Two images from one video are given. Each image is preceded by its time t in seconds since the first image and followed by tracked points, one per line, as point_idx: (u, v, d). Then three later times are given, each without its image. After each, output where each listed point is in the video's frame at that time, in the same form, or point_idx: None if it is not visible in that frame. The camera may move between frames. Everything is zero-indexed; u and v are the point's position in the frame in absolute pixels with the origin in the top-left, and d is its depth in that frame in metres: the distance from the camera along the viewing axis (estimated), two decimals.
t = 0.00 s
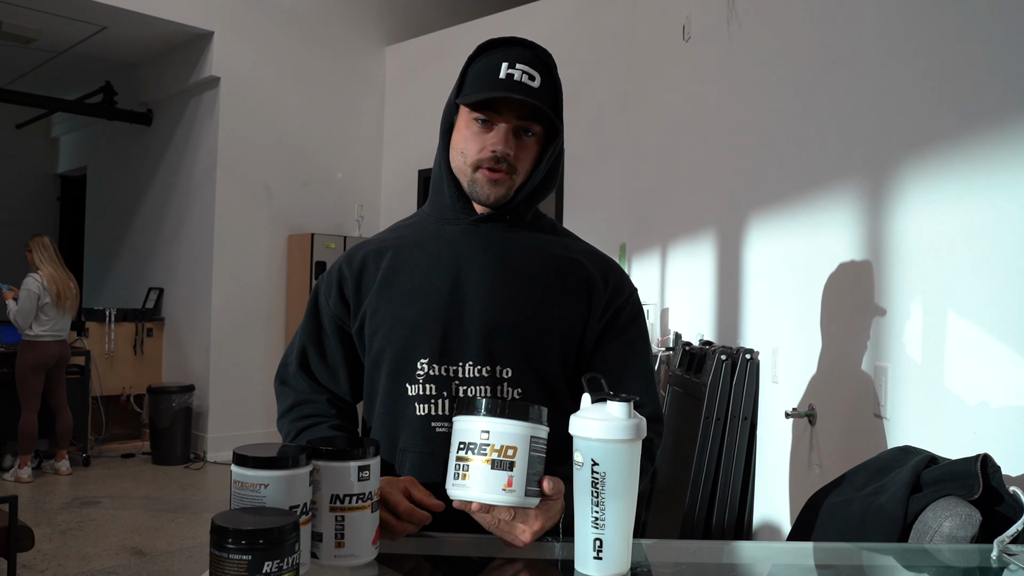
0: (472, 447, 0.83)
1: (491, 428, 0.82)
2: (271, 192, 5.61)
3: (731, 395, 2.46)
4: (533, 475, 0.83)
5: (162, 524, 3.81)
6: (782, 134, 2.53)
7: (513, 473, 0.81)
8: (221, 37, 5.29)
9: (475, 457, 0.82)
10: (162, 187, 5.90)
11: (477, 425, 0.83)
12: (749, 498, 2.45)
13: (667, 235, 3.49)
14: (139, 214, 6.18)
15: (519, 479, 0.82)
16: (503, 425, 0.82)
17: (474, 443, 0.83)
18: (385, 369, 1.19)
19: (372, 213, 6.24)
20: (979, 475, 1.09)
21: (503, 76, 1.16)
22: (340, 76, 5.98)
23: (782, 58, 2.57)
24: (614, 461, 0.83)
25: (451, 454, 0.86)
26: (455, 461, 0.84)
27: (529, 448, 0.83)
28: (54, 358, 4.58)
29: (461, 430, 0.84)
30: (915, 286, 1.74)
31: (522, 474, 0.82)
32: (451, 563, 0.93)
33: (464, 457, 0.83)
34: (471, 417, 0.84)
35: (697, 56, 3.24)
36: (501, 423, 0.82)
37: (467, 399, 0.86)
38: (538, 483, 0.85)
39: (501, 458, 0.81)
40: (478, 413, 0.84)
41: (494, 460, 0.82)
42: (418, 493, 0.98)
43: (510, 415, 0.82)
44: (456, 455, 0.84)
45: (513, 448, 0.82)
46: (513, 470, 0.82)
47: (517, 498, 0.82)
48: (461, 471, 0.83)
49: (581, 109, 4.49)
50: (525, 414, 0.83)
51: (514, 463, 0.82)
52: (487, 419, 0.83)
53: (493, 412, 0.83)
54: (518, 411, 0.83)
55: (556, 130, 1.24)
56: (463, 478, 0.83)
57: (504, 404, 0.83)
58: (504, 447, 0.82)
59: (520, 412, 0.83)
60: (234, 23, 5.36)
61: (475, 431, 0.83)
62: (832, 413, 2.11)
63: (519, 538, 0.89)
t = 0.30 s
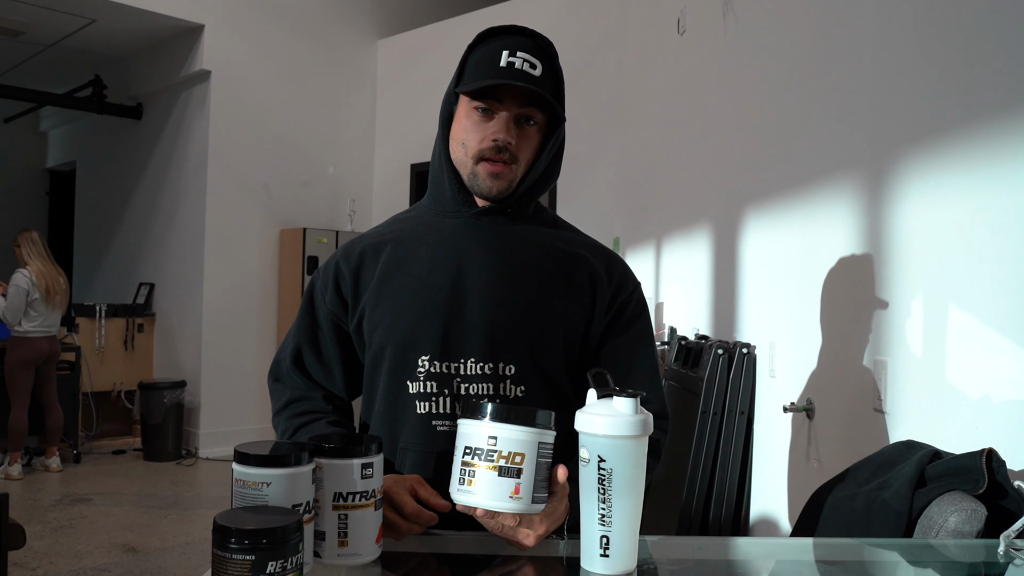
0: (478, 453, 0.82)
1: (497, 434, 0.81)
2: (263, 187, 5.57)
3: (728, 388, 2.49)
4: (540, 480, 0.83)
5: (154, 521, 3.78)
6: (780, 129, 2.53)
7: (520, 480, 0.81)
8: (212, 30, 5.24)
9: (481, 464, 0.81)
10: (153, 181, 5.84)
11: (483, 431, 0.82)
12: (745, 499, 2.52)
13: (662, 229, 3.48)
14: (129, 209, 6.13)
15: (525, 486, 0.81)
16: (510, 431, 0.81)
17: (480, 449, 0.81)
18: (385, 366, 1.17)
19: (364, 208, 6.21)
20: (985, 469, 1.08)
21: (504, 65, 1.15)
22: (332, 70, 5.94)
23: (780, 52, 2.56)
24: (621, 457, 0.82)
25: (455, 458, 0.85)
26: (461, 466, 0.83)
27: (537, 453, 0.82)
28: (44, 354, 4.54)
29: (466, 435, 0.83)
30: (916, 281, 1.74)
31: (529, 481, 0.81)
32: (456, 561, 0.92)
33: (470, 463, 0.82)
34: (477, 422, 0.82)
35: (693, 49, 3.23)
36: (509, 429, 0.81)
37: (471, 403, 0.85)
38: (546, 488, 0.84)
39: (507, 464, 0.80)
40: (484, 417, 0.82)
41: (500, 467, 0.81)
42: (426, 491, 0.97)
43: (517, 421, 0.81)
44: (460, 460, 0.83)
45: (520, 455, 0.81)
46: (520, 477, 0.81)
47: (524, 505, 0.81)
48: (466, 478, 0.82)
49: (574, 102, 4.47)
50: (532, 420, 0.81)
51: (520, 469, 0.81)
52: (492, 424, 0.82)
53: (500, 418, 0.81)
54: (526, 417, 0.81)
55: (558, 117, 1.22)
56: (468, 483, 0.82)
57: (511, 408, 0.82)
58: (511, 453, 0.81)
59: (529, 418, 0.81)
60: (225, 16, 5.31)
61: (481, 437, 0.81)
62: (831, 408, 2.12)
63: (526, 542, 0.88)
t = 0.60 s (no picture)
0: (479, 449, 0.81)
1: (498, 430, 0.80)
2: (256, 182, 5.54)
3: (725, 386, 2.50)
4: (541, 479, 0.81)
5: (147, 519, 3.76)
6: (778, 127, 2.52)
7: (520, 477, 0.79)
8: (205, 25, 5.20)
9: (481, 461, 0.80)
10: (145, 176, 5.80)
11: (484, 427, 0.81)
12: (743, 494, 2.54)
13: (657, 226, 3.47)
14: (122, 204, 6.08)
15: (525, 484, 0.80)
16: (511, 427, 0.80)
17: (480, 445, 0.81)
18: (385, 363, 1.16)
19: (358, 204, 6.19)
20: (989, 469, 1.08)
21: (499, 53, 1.13)
22: (326, 65, 5.91)
23: (778, 50, 2.56)
24: (628, 457, 0.81)
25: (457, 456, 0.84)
26: (461, 463, 0.82)
27: (537, 452, 0.80)
28: (36, 350, 4.50)
29: (469, 432, 0.82)
30: (917, 279, 1.74)
31: (528, 480, 0.80)
32: (460, 561, 0.91)
33: (470, 459, 0.81)
34: (479, 418, 0.82)
35: (690, 47, 3.22)
36: (510, 426, 0.80)
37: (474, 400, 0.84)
38: (547, 488, 0.83)
39: (508, 461, 0.79)
40: (486, 414, 0.82)
41: (500, 464, 0.80)
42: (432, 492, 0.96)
43: (518, 418, 0.80)
44: (462, 458, 0.82)
45: (520, 453, 0.80)
46: (519, 475, 0.80)
47: (524, 504, 0.80)
48: (466, 475, 0.81)
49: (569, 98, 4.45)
50: (535, 417, 0.81)
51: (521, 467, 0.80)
52: (494, 421, 0.81)
53: (501, 414, 0.81)
54: (527, 413, 0.81)
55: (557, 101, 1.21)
56: (468, 481, 0.81)
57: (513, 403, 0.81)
58: (511, 451, 0.80)
59: (531, 414, 0.81)
60: (218, 11, 5.27)
61: (483, 434, 0.81)
62: (829, 405, 2.12)
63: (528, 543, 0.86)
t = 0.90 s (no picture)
0: (498, 468, 0.78)
1: (515, 447, 0.77)
2: (250, 181, 5.51)
3: (723, 386, 2.49)
4: (559, 481, 0.81)
5: (139, 519, 3.73)
6: (777, 128, 2.52)
7: (546, 485, 0.79)
8: (198, 22, 5.16)
9: (506, 479, 0.77)
10: (137, 174, 5.76)
11: (501, 447, 0.77)
12: (741, 491, 2.51)
13: (654, 225, 3.46)
14: (114, 202, 6.04)
15: (551, 489, 0.80)
16: (527, 441, 0.77)
17: (498, 465, 0.77)
18: (392, 362, 1.17)
19: (352, 203, 6.16)
20: (996, 469, 1.09)
21: (475, 37, 1.20)
22: (320, 63, 5.89)
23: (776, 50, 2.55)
24: (639, 459, 0.79)
25: (468, 475, 0.80)
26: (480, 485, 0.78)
27: (555, 455, 0.80)
28: (27, 348, 4.45)
29: (481, 452, 0.78)
30: (917, 279, 1.74)
31: (554, 484, 0.80)
32: (466, 563, 0.90)
33: (491, 481, 0.78)
34: (488, 436, 0.77)
35: (687, 46, 3.21)
36: (526, 441, 0.77)
37: (471, 416, 0.79)
38: (562, 488, 0.83)
39: (533, 474, 0.78)
40: (492, 434, 0.77)
41: (527, 477, 0.78)
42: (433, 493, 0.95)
43: (525, 427, 0.77)
44: (480, 480, 0.78)
45: (541, 459, 0.78)
46: (545, 482, 0.79)
47: (552, 508, 0.80)
48: (493, 496, 0.78)
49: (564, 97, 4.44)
50: (541, 423, 0.78)
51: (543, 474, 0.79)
52: (508, 439, 0.77)
53: (510, 431, 0.77)
54: (535, 422, 0.78)
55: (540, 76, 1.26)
56: (495, 500, 0.78)
57: (514, 416, 0.77)
58: (533, 462, 0.78)
59: (541, 420, 0.78)
60: (212, 8, 5.24)
61: (499, 453, 0.77)
62: (829, 406, 2.13)
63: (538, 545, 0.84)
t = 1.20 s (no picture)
0: (503, 473, 0.77)
1: (518, 450, 0.76)
2: (245, 178, 5.48)
3: (721, 385, 2.49)
4: (565, 479, 0.80)
5: (134, 518, 3.71)
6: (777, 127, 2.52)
7: (554, 485, 0.78)
8: (193, 19, 5.14)
9: (513, 484, 0.77)
10: (132, 171, 5.73)
11: (506, 452, 0.76)
12: (739, 493, 2.52)
13: (652, 225, 3.45)
14: (108, 199, 6.00)
15: (559, 488, 0.79)
16: (530, 444, 0.76)
17: (502, 470, 0.77)
18: (399, 362, 1.17)
19: (348, 201, 6.13)
20: (1002, 469, 1.11)
21: (465, 37, 1.21)
22: (316, 61, 5.87)
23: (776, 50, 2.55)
24: (647, 459, 0.79)
25: (475, 482, 0.79)
26: (487, 491, 0.78)
27: (560, 455, 0.79)
28: (21, 346, 4.43)
29: (486, 458, 0.77)
30: (919, 279, 1.75)
31: (561, 483, 0.79)
32: (470, 563, 0.90)
33: (498, 487, 0.77)
34: (491, 443, 0.76)
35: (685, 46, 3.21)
36: (528, 444, 0.76)
37: (472, 422, 0.78)
38: (568, 484, 0.82)
39: (540, 476, 0.77)
40: (493, 440, 0.76)
41: (534, 479, 0.77)
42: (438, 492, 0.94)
43: (527, 431, 0.76)
44: (488, 486, 0.77)
45: (546, 460, 0.77)
46: (552, 483, 0.78)
47: (560, 508, 0.79)
48: (502, 501, 0.77)
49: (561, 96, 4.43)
50: (542, 424, 0.77)
51: (551, 474, 0.78)
52: (512, 446, 0.76)
53: (510, 435, 0.76)
54: (535, 424, 0.77)
55: (533, 70, 1.26)
56: (504, 506, 0.77)
57: (512, 419, 0.76)
58: (538, 464, 0.77)
59: (542, 421, 0.77)
60: (207, 5, 5.21)
61: (503, 459, 0.76)
62: (828, 405, 2.14)
63: (543, 544, 0.83)
